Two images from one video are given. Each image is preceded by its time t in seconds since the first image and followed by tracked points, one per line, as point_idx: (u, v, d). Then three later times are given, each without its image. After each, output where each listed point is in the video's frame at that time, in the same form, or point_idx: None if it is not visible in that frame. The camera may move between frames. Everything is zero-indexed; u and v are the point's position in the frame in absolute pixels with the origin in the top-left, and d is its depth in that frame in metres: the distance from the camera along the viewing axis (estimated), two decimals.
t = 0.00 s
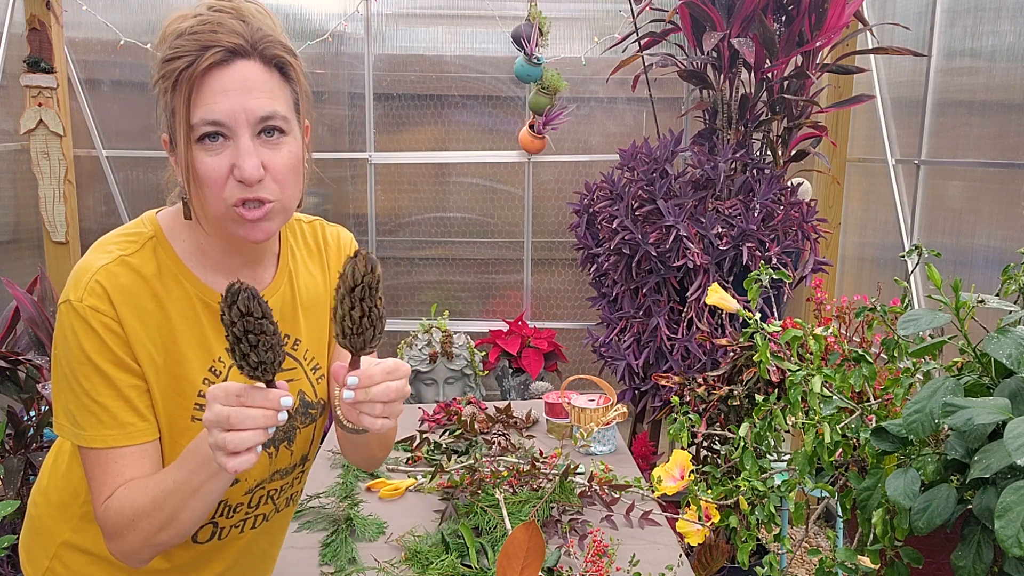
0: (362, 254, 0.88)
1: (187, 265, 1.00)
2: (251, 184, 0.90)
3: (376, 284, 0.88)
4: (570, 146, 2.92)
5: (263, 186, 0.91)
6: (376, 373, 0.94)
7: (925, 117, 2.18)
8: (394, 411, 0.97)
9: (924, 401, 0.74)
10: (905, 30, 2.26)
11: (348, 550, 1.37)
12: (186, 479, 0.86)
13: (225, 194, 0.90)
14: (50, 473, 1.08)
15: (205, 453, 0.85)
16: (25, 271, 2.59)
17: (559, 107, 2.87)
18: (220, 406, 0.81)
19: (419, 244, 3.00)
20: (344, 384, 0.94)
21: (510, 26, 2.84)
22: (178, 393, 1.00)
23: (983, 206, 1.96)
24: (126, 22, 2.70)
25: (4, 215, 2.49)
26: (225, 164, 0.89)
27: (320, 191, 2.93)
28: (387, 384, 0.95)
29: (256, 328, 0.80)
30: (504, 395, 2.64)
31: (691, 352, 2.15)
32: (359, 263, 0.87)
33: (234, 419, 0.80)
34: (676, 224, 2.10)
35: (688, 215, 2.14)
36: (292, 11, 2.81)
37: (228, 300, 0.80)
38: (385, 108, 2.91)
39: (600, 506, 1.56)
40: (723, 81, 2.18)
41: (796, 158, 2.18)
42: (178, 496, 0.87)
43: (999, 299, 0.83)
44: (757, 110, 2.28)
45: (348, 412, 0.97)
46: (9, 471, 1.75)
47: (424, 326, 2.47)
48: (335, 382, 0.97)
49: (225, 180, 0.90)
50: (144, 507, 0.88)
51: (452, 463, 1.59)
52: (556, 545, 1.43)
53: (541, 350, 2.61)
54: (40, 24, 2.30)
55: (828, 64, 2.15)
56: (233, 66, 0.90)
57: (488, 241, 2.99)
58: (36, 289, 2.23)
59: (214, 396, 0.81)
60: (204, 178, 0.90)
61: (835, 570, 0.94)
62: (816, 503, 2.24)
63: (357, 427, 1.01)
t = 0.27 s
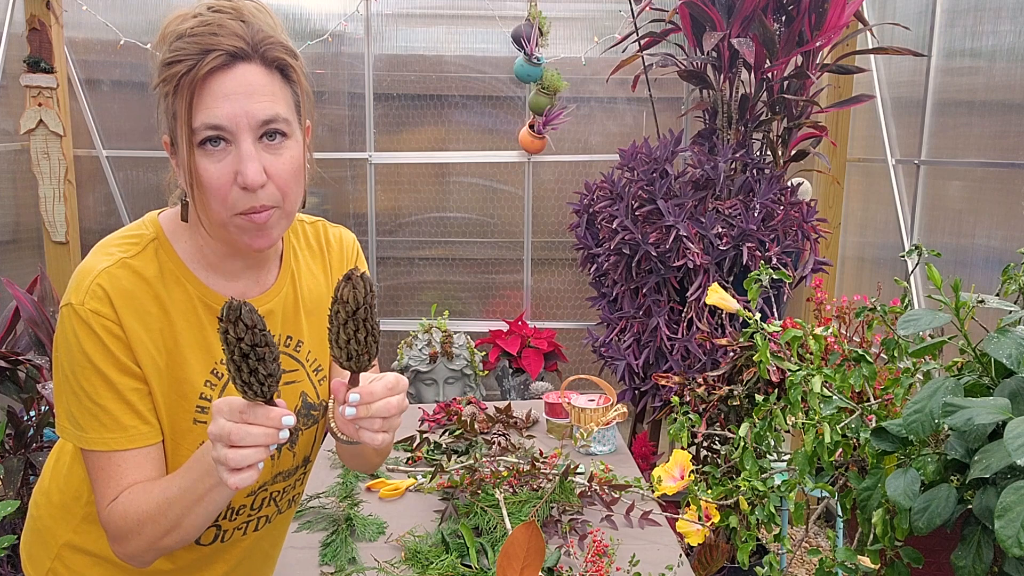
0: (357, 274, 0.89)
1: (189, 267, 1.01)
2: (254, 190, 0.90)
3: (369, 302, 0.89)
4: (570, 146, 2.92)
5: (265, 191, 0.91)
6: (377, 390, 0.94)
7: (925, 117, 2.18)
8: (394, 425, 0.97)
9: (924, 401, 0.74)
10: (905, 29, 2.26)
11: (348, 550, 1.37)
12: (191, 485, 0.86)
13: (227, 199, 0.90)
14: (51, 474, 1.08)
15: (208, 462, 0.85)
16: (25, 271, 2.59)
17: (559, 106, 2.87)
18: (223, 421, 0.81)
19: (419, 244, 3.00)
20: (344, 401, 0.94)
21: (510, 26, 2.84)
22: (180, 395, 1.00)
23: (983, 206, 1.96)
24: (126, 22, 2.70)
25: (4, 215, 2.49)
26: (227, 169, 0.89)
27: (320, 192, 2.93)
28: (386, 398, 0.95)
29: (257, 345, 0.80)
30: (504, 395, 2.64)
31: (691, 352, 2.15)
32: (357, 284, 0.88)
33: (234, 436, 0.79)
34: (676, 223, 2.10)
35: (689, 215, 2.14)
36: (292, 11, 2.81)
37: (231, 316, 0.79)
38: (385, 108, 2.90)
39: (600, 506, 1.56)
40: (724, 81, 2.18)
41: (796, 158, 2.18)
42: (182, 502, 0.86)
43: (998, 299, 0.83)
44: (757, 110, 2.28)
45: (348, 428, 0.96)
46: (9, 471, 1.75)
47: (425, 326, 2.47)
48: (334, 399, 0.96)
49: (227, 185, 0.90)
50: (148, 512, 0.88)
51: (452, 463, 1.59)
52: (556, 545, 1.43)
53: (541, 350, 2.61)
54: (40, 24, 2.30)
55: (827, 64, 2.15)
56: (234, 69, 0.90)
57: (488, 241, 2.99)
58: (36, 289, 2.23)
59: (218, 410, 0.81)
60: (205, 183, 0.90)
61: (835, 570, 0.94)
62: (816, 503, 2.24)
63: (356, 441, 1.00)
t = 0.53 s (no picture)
0: (354, 274, 0.89)
1: (190, 267, 1.01)
2: (254, 191, 0.90)
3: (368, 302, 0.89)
4: (570, 146, 2.92)
5: (266, 193, 0.91)
6: (377, 390, 0.94)
7: (925, 117, 2.18)
8: (394, 425, 0.97)
9: (924, 401, 0.74)
10: (905, 29, 2.26)
11: (348, 550, 1.37)
12: (191, 485, 0.86)
13: (228, 201, 0.91)
14: (52, 474, 1.08)
15: (208, 463, 0.85)
16: (25, 271, 2.59)
17: (559, 106, 2.87)
18: (222, 420, 0.81)
19: (419, 244, 3.00)
20: (345, 400, 0.94)
21: (510, 26, 2.84)
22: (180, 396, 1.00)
23: (983, 206, 1.96)
24: (126, 22, 2.70)
25: (4, 215, 2.49)
26: (227, 170, 0.89)
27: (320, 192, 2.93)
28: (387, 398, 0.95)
29: (256, 344, 0.80)
30: (504, 395, 2.64)
31: (691, 352, 2.15)
32: (355, 284, 0.88)
33: (234, 434, 0.79)
34: (676, 224, 2.10)
35: (689, 215, 2.14)
36: (292, 11, 2.81)
37: (230, 313, 0.79)
38: (385, 108, 2.90)
39: (600, 506, 1.56)
40: (724, 81, 2.18)
41: (796, 158, 2.18)
42: (182, 502, 0.86)
43: (999, 299, 0.83)
44: (757, 110, 2.28)
45: (349, 428, 0.96)
46: (9, 471, 1.76)
47: (425, 326, 2.47)
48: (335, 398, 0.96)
49: (228, 187, 0.90)
50: (149, 512, 0.88)
51: (452, 463, 1.59)
52: (556, 545, 1.43)
53: (541, 350, 2.62)
54: (40, 24, 2.30)
55: (827, 64, 2.15)
56: (235, 71, 0.90)
57: (488, 241, 2.99)
58: (36, 289, 2.24)
59: (219, 409, 0.81)
60: (206, 184, 0.90)
61: (835, 570, 0.94)
62: (816, 503, 2.24)
63: (357, 442, 1.00)
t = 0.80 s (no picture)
0: (353, 275, 0.88)
1: (188, 268, 1.01)
2: (254, 191, 0.90)
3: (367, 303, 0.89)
4: (570, 146, 2.92)
5: (265, 193, 0.91)
6: (376, 391, 0.93)
7: (925, 117, 2.18)
8: (393, 425, 0.97)
9: (924, 401, 0.74)
10: (905, 29, 2.26)
11: (348, 550, 1.37)
12: (191, 485, 0.86)
13: (228, 201, 0.90)
14: (51, 474, 1.08)
15: (207, 464, 0.85)
16: (25, 271, 2.60)
17: (559, 106, 2.87)
18: (223, 422, 0.80)
19: (419, 244, 3.00)
20: (343, 400, 0.94)
21: (510, 26, 2.84)
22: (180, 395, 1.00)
23: (983, 206, 1.96)
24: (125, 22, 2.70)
25: (4, 216, 2.49)
26: (228, 170, 0.89)
27: (319, 192, 2.94)
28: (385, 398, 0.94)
29: (257, 347, 0.80)
30: (504, 395, 2.64)
31: (691, 352, 2.15)
32: (353, 285, 0.88)
33: (234, 437, 0.79)
34: (676, 223, 2.10)
35: (688, 215, 2.14)
36: (292, 11, 2.81)
37: (231, 316, 0.79)
38: (385, 108, 2.90)
39: (600, 506, 1.56)
40: (723, 81, 2.18)
41: (796, 158, 2.18)
42: (182, 503, 0.86)
43: (999, 299, 0.83)
44: (757, 110, 2.28)
45: (348, 428, 0.96)
46: (9, 472, 1.76)
47: (424, 325, 2.47)
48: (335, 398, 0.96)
49: (228, 188, 0.90)
50: (148, 513, 0.88)
51: (452, 463, 1.59)
52: (556, 545, 1.43)
53: (541, 350, 2.62)
54: (40, 24, 2.30)
55: (827, 64, 2.15)
56: (234, 71, 0.90)
57: (488, 240, 3.00)
58: (36, 289, 2.24)
59: (218, 411, 0.81)
60: (206, 185, 0.90)
61: (835, 570, 0.94)
62: (815, 503, 2.24)
63: (356, 442, 1.00)
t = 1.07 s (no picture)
0: (348, 271, 0.89)
1: (185, 269, 1.01)
2: (258, 194, 0.90)
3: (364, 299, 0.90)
4: (570, 146, 2.92)
5: (269, 195, 0.91)
6: (375, 383, 0.94)
7: (925, 118, 2.18)
8: (393, 419, 0.97)
9: (924, 401, 0.74)
10: (905, 29, 2.26)
11: (348, 550, 1.37)
12: (192, 489, 0.86)
13: (231, 206, 0.91)
14: (52, 476, 1.08)
15: (211, 467, 0.85)
16: (25, 271, 2.60)
17: (559, 106, 2.87)
18: (231, 426, 0.80)
19: (419, 244, 3.00)
20: (343, 395, 0.93)
21: (510, 26, 2.84)
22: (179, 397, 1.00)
23: (983, 206, 1.96)
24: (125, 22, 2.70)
25: (4, 215, 2.49)
26: (229, 176, 0.89)
27: (319, 192, 2.94)
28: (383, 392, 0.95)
29: (272, 349, 0.81)
30: (504, 395, 2.63)
31: (691, 352, 2.15)
32: (350, 280, 0.88)
33: (245, 441, 0.79)
34: (676, 224, 2.10)
35: (689, 215, 2.14)
36: (292, 11, 2.81)
37: (247, 319, 0.79)
38: (385, 108, 2.90)
39: (600, 506, 1.56)
40: (724, 81, 2.18)
41: (796, 158, 2.18)
42: (184, 505, 0.86)
43: (998, 299, 0.83)
44: (757, 110, 2.28)
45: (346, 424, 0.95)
46: (9, 472, 1.76)
47: (424, 326, 2.47)
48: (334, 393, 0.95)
49: (231, 193, 0.90)
50: (151, 516, 0.88)
51: (452, 463, 1.59)
52: (556, 545, 1.43)
53: (541, 350, 2.62)
54: (40, 24, 2.30)
55: (827, 64, 2.15)
56: (229, 76, 0.89)
57: (488, 241, 2.99)
58: (36, 289, 2.24)
59: (225, 415, 0.81)
60: (208, 192, 0.90)
61: (835, 570, 0.94)
62: (815, 503, 2.24)
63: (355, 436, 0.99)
